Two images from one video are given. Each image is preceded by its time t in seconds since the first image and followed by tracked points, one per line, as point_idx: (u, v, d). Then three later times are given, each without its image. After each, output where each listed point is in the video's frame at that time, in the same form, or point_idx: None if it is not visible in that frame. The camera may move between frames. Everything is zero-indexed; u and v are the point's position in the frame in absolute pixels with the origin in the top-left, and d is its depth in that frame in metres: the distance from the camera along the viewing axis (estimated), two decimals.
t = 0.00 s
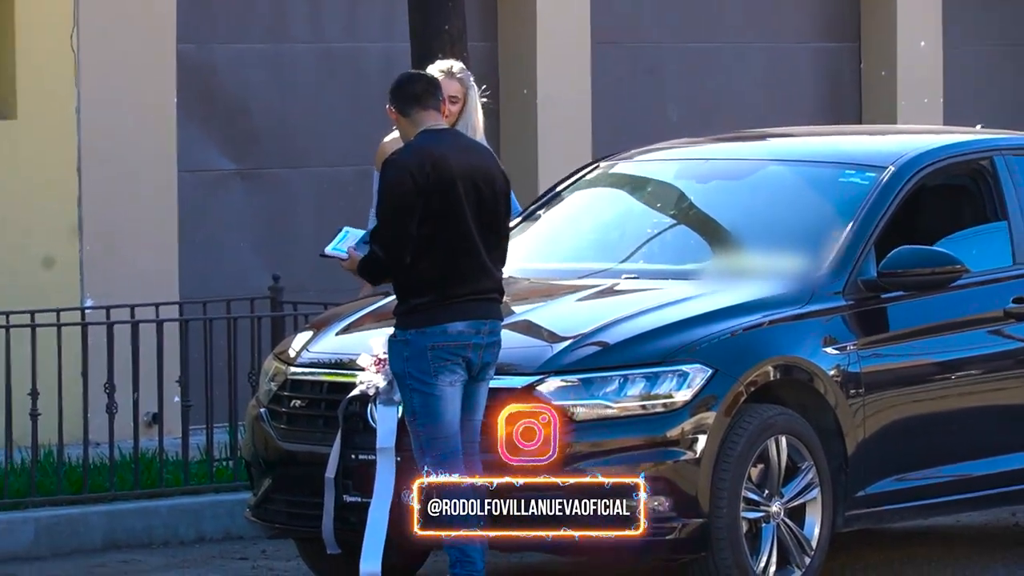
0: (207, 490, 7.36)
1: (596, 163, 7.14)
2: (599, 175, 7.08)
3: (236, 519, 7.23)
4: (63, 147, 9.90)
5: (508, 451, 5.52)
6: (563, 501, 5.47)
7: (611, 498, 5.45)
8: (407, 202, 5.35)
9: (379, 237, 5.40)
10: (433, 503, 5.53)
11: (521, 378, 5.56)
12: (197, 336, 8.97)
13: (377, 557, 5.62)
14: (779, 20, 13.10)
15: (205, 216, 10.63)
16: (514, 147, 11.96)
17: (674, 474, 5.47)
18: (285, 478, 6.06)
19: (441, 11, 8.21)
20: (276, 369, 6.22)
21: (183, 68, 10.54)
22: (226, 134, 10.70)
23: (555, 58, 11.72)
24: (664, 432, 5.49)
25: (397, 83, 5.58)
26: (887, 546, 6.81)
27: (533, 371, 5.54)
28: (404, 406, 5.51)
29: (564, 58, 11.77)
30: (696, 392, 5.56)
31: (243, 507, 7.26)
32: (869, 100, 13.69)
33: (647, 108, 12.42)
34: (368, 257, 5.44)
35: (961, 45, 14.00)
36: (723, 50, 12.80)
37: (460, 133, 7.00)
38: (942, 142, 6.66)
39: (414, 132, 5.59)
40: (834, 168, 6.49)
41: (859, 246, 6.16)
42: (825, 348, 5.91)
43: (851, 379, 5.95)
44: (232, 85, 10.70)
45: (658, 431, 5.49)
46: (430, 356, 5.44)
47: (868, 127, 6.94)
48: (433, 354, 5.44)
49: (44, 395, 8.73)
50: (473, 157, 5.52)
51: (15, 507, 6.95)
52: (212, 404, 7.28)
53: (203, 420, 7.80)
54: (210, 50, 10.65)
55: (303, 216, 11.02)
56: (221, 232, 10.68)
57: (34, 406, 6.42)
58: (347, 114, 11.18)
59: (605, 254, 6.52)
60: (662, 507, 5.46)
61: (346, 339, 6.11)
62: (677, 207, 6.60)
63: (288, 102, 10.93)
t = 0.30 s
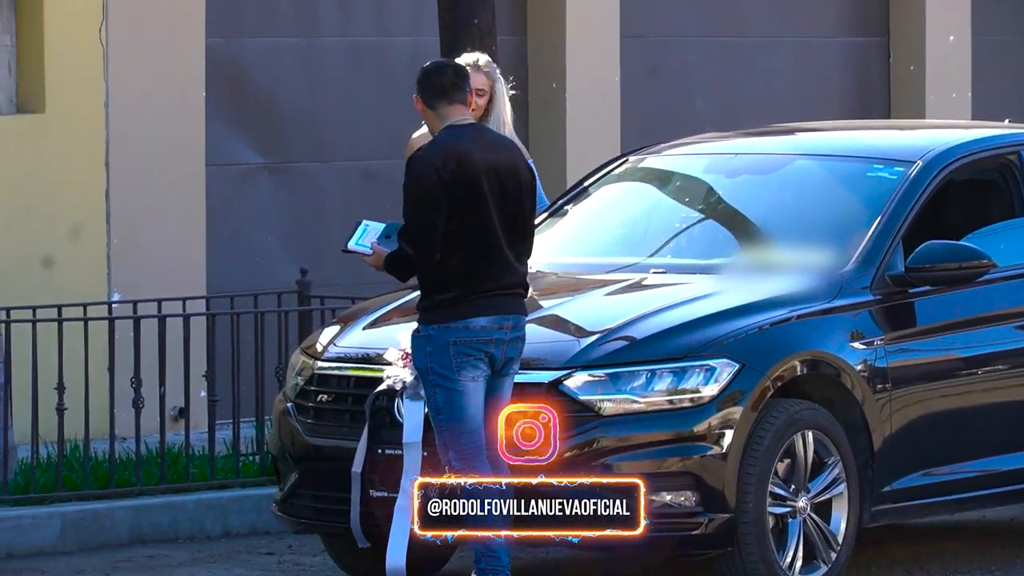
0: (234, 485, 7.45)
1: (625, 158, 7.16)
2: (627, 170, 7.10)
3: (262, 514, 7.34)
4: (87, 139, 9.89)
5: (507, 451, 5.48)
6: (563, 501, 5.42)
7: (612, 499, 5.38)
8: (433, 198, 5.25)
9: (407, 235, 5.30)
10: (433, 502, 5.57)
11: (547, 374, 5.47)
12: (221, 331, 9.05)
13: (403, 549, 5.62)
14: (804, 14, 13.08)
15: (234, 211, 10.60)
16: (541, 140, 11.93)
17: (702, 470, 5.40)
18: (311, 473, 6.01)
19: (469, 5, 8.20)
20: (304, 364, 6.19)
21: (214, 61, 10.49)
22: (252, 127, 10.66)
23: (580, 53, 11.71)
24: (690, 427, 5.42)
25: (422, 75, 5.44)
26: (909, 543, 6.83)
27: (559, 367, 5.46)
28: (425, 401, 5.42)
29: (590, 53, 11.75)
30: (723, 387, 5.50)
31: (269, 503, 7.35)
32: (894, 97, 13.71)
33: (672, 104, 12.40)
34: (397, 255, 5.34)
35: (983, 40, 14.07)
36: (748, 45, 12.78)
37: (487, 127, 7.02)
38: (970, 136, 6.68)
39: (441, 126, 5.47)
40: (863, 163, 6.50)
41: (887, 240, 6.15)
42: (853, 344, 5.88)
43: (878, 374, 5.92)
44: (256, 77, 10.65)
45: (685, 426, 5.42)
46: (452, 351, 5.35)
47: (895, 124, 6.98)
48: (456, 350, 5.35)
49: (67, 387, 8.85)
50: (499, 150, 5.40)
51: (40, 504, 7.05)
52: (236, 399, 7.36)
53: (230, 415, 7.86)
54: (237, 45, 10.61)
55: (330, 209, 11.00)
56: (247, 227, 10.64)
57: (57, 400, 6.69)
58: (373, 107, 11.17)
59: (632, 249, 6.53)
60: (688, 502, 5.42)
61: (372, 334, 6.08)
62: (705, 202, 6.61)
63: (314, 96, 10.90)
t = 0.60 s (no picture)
0: (239, 490, 7.51)
1: (632, 163, 7.19)
2: (634, 175, 7.14)
3: (268, 519, 7.39)
4: (92, 143, 9.89)
5: (507, 452, 5.43)
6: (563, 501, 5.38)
7: (611, 499, 5.32)
8: (444, 202, 5.23)
9: (420, 241, 5.25)
10: (433, 503, 5.53)
11: (553, 380, 5.43)
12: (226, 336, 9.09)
13: (411, 551, 5.57)
14: (810, 17, 13.07)
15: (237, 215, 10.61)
16: (548, 143, 11.93)
17: (708, 474, 5.36)
18: (316, 479, 5.99)
19: (476, 11, 8.21)
20: (310, 369, 6.17)
21: (221, 66, 10.50)
22: (257, 131, 10.65)
23: (586, 57, 11.70)
24: (697, 432, 5.38)
25: (425, 79, 5.40)
26: (915, 548, 6.84)
27: (565, 372, 5.42)
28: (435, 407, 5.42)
29: (596, 57, 11.75)
30: (729, 392, 5.46)
31: (276, 509, 7.39)
32: (901, 101, 13.70)
33: (677, 108, 12.40)
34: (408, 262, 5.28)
35: (991, 44, 14.06)
36: (753, 49, 12.78)
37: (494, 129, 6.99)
38: (976, 141, 6.70)
39: (445, 132, 5.44)
40: (869, 168, 6.50)
41: (894, 245, 6.15)
42: (859, 348, 5.86)
43: (884, 379, 5.91)
44: (262, 82, 10.65)
45: (692, 431, 5.38)
46: (460, 356, 5.35)
47: (901, 129, 7.00)
48: (463, 354, 5.35)
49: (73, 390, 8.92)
50: (504, 154, 5.41)
51: (48, 508, 7.07)
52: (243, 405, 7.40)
53: (237, 420, 7.90)
54: (244, 50, 10.62)
55: (336, 214, 11.00)
56: (252, 230, 10.64)
57: (66, 406, 6.76)
58: (380, 111, 11.14)
59: (638, 254, 6.55)
60: (695, 507, 5.37)
61: (377, 339, 6.07)
62: (712, 207, 6.62)
63: (320, 100, 10.89)
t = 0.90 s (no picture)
0: (236, 480, 7.49)
1: (627, 153, 7.19)
2: (631, 164, 7.14)
3: (265, 509, 7.39)
4: (88, 134, 9.88)
5: (507, 453, 5.43)
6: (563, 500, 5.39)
7: (611, 499, 5.33)
8: (448, 188, 5.20)
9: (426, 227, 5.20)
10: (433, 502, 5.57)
11: (550, 369, 5.43)
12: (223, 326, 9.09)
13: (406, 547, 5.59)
14: (807, 7, 13.07)
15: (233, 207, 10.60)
16: (545, 133, 11.93)
17: (705, 464, 5.37)
18: (313, 469, 5.98)
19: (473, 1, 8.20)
20: (306, 359, 6.16)
21: (217, 56, 10.50)
22: (254, 122, 10.65)
23: (584, 47, 11.70)
24: (693, 422, 5.38)
25: (422, 67, 5.38)
26: (912, 536, 6.85)
27: (562, 361, 5.42)
28: (433, 397, 5.39)
29: (593, 47, 11.75)
30: (726, 381, 5.46)
31: (272, 500, 7.39)
32: (898, 91, 13.70)
33: (674, 98, 12.41)
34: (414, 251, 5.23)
35: (988, 33, 14.05)
36: (750, 39, 12.77)
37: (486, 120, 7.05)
38: (971, 130, 6.70)
39: (442, 122, 5.43)
40: (865, 157, 6.51)
41: (890, 234, 6.15)
42: (855, 337, 5.86)
43: (880, 367, 5.91)
44: (259, 72, 10.65)
45: (687, 420, 5.38)
46: (458, 345, 5.32)
47: (896, 118, 7.00)
48: (462, 344, 5.32)
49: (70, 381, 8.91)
50: (502, 143, 5.41)
51: (44, 499, 7.08)
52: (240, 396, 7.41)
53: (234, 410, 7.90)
54: (241, 40, 10.62)
55: (334, 205, 10.98)
56: (248, 222, 10.64)
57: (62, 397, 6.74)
58: (376, 102, 11.13)
59: (634, 244, 6.56)
60: (691, 496, 5.37)
61: (374, 329, 6.07)
62: (708, 197, 6.62)
63: (317, 91, 10.88)
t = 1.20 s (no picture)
0: (238, 479, 7.50)
1: (629, 152, 7.20)
2: (632, 164, 7.14)
3: (266, 508, 7.40)
4: (90, 135, 9.90)
5: (507, 452, 5.40)
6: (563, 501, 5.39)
7: (611, 499, 5.33)
8: (455, 186, 5.20)
9: (433, 226, 5.20)
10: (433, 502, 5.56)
11: (551, 369, 5.43)
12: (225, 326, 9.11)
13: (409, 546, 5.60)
14: (809, 6, 13.07)
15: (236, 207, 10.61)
16: (547, 133, 11.93)
17: (706, 464, 5.36)
18: (315, 469, 5.98)
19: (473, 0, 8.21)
20: (308, 358, 6.17)
21: (218, 56, 10.51)
22: (256, 121, 10.66)
23: (585, 47, 11.70)
24: (694, 421, 5.38)
25: (425, 65, 5.38)
26: (913, 536, 6.84)
27: (563, 361, 5.43)
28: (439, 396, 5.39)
29: (595, 45, 11.75)
30: (727, 381, 5.46)
31: (274, 499, 7.40)
32: (900, 90, 13.70)
33: (676, 98, 12.41)
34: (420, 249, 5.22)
35: (991, 31, 14.03)
36: (753, 38, 12.78)
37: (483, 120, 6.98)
38: (972, 129, 6.70)
39: (445, 121, 5.42)
40: (866, 157, 6.50)
41: (891, 233, 6.14)
42: (856, 337, 5.86)
43: (882, 367, 5.91)
44: (260, 72, 10.66)
45: (689, 420, 5.38)
46: (465, 344, 5.31)
47: (897, 117, 7.00)
48: (468, 343, 5.32)
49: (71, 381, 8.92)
50: (505, 142, 5.41)
51: (45, 498, 7.10)
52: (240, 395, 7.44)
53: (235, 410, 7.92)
54: (243, 40, 10.63)
55: (336, 205, 10.99)
56: (250, 222, 10.65)
57: (62, 395, 6.76)
58: (378, 102, 11.14)
59: (636, 244, 6.55)
60: (692, 496, 5.37)
61: (374, 329, 6.07)
62: (710, 196, 6.62)
63: (319, 91, 10.90)
